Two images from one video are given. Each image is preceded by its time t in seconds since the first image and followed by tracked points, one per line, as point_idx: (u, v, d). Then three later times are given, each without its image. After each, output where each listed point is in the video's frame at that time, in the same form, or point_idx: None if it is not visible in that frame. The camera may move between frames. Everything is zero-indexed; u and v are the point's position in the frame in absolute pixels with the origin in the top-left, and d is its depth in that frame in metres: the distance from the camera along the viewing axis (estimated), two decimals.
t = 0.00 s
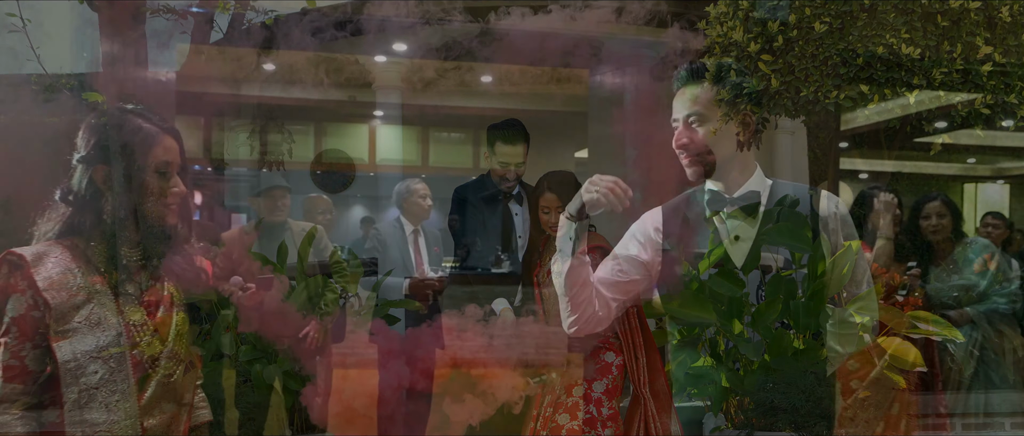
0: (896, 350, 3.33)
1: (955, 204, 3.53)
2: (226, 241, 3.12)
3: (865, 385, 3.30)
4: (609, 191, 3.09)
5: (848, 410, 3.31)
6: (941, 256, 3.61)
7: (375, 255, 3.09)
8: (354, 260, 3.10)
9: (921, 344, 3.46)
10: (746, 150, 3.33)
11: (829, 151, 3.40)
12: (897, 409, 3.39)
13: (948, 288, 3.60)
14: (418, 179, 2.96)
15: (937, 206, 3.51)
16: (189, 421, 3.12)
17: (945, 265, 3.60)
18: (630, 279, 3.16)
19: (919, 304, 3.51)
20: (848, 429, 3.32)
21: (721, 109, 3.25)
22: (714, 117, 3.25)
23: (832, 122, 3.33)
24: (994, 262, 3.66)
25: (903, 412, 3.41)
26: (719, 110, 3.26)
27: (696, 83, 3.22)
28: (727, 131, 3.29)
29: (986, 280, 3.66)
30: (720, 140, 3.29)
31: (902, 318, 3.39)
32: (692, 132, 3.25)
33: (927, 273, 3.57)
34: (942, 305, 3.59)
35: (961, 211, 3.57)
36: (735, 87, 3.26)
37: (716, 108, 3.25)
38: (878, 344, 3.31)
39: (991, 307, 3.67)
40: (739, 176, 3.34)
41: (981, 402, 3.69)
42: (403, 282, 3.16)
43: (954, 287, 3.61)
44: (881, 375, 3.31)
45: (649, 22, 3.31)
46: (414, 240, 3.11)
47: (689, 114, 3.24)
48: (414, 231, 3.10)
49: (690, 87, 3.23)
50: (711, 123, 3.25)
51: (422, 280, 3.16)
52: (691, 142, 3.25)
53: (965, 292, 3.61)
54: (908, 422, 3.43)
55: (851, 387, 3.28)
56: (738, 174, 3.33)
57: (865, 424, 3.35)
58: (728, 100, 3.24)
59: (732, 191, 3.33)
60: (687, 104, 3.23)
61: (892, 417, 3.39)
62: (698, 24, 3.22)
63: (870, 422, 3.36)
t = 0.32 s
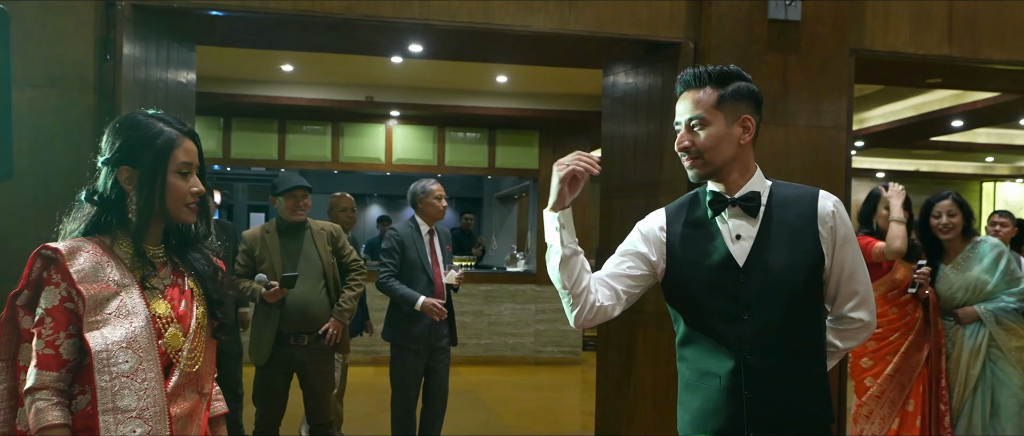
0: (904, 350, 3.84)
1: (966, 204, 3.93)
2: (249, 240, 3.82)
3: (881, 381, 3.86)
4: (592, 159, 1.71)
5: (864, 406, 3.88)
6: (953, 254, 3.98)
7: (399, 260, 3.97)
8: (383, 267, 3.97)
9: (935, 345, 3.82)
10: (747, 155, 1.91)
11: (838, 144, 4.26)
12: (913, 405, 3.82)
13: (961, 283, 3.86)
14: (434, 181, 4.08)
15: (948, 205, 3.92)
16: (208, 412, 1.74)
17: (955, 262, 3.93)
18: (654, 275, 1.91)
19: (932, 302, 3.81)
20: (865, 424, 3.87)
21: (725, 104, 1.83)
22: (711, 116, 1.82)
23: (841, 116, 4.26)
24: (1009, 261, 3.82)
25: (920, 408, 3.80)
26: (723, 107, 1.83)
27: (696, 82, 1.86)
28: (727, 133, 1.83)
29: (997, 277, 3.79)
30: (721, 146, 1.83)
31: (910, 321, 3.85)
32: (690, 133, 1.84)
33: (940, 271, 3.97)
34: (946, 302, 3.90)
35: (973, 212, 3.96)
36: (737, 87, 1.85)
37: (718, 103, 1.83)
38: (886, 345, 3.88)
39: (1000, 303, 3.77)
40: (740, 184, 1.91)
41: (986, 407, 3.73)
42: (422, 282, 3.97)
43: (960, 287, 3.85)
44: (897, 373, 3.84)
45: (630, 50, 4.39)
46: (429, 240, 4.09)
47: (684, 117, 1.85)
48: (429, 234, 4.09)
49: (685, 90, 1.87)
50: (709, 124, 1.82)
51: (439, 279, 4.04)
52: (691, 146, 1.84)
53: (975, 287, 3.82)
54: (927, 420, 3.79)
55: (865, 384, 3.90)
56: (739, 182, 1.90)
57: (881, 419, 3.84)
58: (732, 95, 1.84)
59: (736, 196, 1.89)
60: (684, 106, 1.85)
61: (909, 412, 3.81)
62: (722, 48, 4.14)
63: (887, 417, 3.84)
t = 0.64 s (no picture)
0: (908, 345, 3.77)
1: (973, 200, 3.94)
2: (258, 236, 3.85)
3: (884, 376, 3.78)
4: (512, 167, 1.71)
5: (868, 402, 3.80)
6: (958, 251, 4.00)
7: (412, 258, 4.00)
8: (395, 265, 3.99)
9: (937, 339, 3.80)
10: (730, 154, 1.92)
11: (842, 143, 4.28)
12: (917, 401, 3.76)
13: (966, 279, 3.88)
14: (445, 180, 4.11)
15: (953, 201, 3.95)
16: (216, 405, 1.78)
17: (960, 258, 3.95)
18: (646, 274, 1.92)
19: (936, 298, 3.81)
20: (868, 419, 3.80)
21: (708, 105, 1.84)
22: (696, 117, 1.83)
23: (844, 115, 4.27)
24: (1013, 259, 3.84)
25: (924, 404, 3.75)
26: (706, 108, 1.84)
27: (681, 85, 1.87)
28: (711, 133, 1.84)
29: (1001, 273, 3.82)
30: (705, 146, 1.84)
31: (914, 316, 3.79)
32: (675, 134, 1.85)
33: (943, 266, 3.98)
34: (950, 298, 3.92)
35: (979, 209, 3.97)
36: (721, 90, 1.86)
37: (702, 105, 1.84)
38: (890, 340, 3.79)
39: (1004, 300, 3.79)
40: (725, 182, 1.92)
41: (988, 403, 3.77)
42: (434, 280, 4.01)
43: (966, 282, 3.87)
44: (900, 367, 3.77)
45: (635, 48, 4.43)
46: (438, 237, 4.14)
47: (670, 118, 1.86)
48: (439, 233, 4.14)
49: (671, 93, 1.88)
50: (693, 125, 1.83)
51: (449, 277, 4.09)
52: (676, 146, 1.85)
53: (979, 283, 3.85)
54: (930, 413, 3.75)
55: (868, 380, 3.82)
56: (723, 180, 1.92)
57: (886, 415, 3.77)
58: (716, 97, 1.84)
59: (720, 195, 1.90)
60: (669, 108, 1.86)
61: (912, 407, 3.75)
62: (726, 47, 4.16)
63: (891, 412, 3.76)
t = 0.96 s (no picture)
0: (905, 341, 3.79)
1: (976, 197, 3.96)
2: (258, 231, 3.88)
3: (882, 372, 3.80)
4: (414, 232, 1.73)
5: (866, 398, 3.83)
6: (960, 247, 4.02)
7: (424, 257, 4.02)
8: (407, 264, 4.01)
9: (935, 335, 3.79)
10: (710, 154, 1.94)
11: (841, 141, 4.30)
12: (916, 397, 3.77)
13: (966, 275, 3.91)
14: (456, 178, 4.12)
15: (957, 198, 3.99)
16: (221, 394, 1.81)
17: (962, 255, 3.97)
18: (632, 274, 1.95)
19: (934, 294, 3.78)
20: (866, 415, 3.84)
21: (684, 106, 1.86)
22: (672, 118, 1.85)
23: (844, 113, 4.29)
24: (1014, 255, 3.88)
25: (922, 400, 3.76)
26: (682, 109, 1.86)
27: (657, 87, 1.89)
28: (688, 134, 1.86)
29: (1003, 269, 3.85)
30: (682, 146, 1.87)
31: (911, 312, 3.80)
32: (653, 135, 1.87)
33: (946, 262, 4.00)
34: (951, 294, 3.95)
35: (983, 206, 4.00)
36: (697, 91, 1.88)
37: (678, 106, 1.86)
38: (887, 336, 3.81)
39: (1004, 297, 3.81)
40: (706, 181, 1.94)
41: (986, 399, 3.80)
42: (445, 280, 4.04)
43: (967, 278, 3.90)
44: (898, 362, 3.79)
45: (636, 47, 4.45)
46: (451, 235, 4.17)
47: (648, 120, 1.88)
48: (451, 232, 4.16)
49: (648, 94, 1.90)
50: (670, 127, 1.85)
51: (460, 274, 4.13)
52: (655, 147, 1.87)
53: (980, 280, 3.87)
54: (928, 409, 3.75)
55: (866, 376, 3.85)
56: (703, 179, 1.94)
57: (884, 410, 3.79)
58: (692, 98, 1.86)
59: (702, 193, 1.92)
60: (647, 110, 1.88)
61: (910, 403, 3.77)
62: (725, 46, 4.18)
63: (889, 408, 3.78)
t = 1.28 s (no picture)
0: (903, 336, 3.80)
1: (978, 193, 3.99)
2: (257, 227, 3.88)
3: (880, 367, 3.81)
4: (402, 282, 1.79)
5: (865, 392, 3.82)
6: (963, 243, 4.04)
7: (443, 256, 4.01)
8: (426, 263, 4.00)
9: (933, 330, 3.81)
10: (697, 151, 1.95)
11: (841, 138, 4.32)
12: (914, 392, 3.78)
13: (970, 272, 3.92)
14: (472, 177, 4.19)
15: (960, 195, 4.01)
16: (232, 383, 1.84)
17: (964, 250, 3.99)
18: (629, 273, 2.00)
19: (934, 289, 3.80)
20: (865, 410, 3.81)
21: (668, 105, 1.87)
22: (657, 118, 1.87)
23: (845, 111, 4.32)
24: (1016, 251, 3.90)
25: (920, 395, 3.78)
26: (667, 108, 1.87)
27: (641, 88, 1.91)
28: (673, 132, 1.88)
29: (1005, 265, 3.87)
30: (668, 145, 1.88)
31: (909, 307, 3.81)
32: (639, 136, 1.89)
33: (947, 258, 4.03)
34: (953, 289, 3.97)
35: (985, 202, 4.02)
36: (680, 90, 1.90)
37: (662, 105, 1.88)
38: (885, 331, 3.82)
39: (1007, 292, 3.84)
40: (694, 178, 1.95)
41: (987, 394, 3.82)
42: (465, 276, 4.03)
43: (968, 274, 3.91)
44: (896, 358, 3.80)
45: (637, 45, 4.47)
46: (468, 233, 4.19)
47: (633, 120, 1.90)
48: (469, 230, 4.18)
49: (632, 95, 1.92)
50: (655, 126, 1.87)
51: (478, 274, 4.15)
52: (641, 147, 1.89)
53: (983, 275, 3.89)
54: (926, 405, 3.77)
55: (865, 370, 3.84)
56: (692, 176, 1.94)
57: (882, 406, 3.78)
58: (676, 97, 1.88)
59: (692, 190, 1.93)
60: (632, 110, 1.90)
61: (908, 398, 3.78)
62: (725, 44, 4.20)
63: (887, 403, 3.78)
